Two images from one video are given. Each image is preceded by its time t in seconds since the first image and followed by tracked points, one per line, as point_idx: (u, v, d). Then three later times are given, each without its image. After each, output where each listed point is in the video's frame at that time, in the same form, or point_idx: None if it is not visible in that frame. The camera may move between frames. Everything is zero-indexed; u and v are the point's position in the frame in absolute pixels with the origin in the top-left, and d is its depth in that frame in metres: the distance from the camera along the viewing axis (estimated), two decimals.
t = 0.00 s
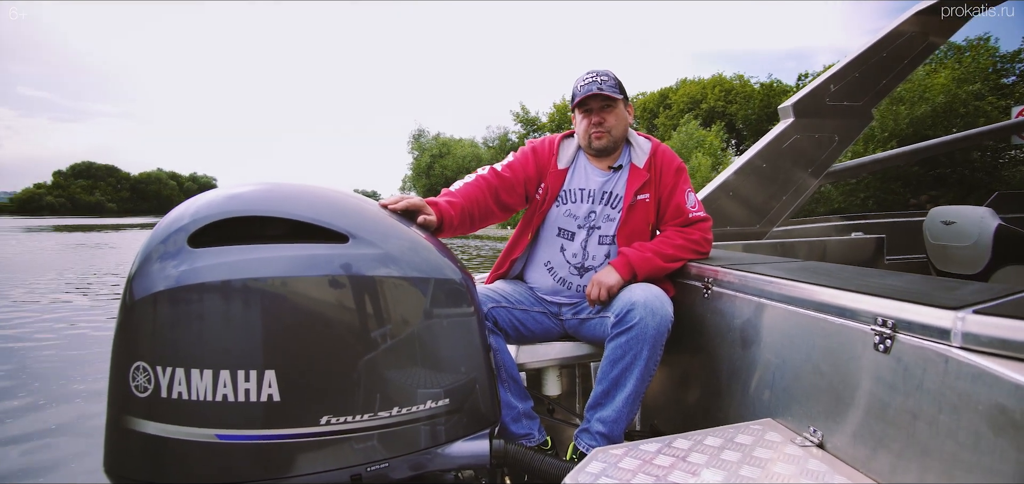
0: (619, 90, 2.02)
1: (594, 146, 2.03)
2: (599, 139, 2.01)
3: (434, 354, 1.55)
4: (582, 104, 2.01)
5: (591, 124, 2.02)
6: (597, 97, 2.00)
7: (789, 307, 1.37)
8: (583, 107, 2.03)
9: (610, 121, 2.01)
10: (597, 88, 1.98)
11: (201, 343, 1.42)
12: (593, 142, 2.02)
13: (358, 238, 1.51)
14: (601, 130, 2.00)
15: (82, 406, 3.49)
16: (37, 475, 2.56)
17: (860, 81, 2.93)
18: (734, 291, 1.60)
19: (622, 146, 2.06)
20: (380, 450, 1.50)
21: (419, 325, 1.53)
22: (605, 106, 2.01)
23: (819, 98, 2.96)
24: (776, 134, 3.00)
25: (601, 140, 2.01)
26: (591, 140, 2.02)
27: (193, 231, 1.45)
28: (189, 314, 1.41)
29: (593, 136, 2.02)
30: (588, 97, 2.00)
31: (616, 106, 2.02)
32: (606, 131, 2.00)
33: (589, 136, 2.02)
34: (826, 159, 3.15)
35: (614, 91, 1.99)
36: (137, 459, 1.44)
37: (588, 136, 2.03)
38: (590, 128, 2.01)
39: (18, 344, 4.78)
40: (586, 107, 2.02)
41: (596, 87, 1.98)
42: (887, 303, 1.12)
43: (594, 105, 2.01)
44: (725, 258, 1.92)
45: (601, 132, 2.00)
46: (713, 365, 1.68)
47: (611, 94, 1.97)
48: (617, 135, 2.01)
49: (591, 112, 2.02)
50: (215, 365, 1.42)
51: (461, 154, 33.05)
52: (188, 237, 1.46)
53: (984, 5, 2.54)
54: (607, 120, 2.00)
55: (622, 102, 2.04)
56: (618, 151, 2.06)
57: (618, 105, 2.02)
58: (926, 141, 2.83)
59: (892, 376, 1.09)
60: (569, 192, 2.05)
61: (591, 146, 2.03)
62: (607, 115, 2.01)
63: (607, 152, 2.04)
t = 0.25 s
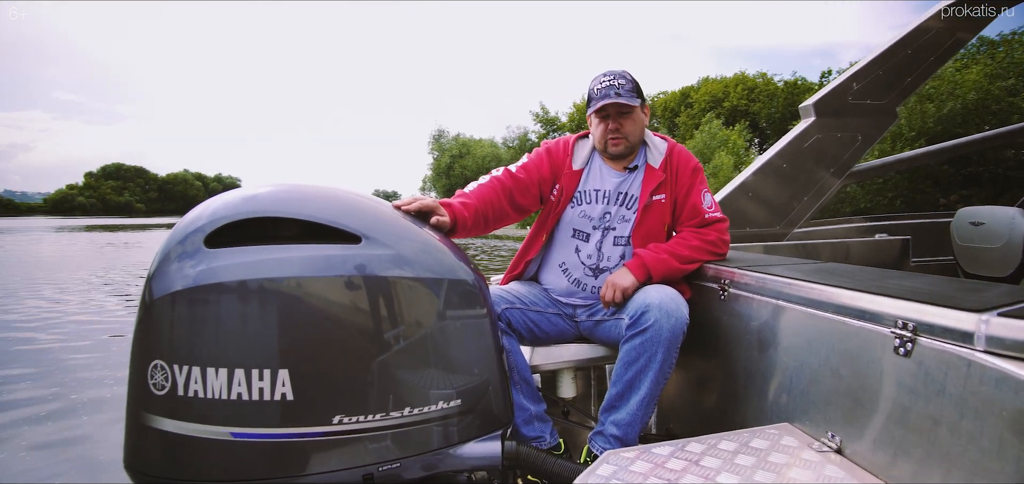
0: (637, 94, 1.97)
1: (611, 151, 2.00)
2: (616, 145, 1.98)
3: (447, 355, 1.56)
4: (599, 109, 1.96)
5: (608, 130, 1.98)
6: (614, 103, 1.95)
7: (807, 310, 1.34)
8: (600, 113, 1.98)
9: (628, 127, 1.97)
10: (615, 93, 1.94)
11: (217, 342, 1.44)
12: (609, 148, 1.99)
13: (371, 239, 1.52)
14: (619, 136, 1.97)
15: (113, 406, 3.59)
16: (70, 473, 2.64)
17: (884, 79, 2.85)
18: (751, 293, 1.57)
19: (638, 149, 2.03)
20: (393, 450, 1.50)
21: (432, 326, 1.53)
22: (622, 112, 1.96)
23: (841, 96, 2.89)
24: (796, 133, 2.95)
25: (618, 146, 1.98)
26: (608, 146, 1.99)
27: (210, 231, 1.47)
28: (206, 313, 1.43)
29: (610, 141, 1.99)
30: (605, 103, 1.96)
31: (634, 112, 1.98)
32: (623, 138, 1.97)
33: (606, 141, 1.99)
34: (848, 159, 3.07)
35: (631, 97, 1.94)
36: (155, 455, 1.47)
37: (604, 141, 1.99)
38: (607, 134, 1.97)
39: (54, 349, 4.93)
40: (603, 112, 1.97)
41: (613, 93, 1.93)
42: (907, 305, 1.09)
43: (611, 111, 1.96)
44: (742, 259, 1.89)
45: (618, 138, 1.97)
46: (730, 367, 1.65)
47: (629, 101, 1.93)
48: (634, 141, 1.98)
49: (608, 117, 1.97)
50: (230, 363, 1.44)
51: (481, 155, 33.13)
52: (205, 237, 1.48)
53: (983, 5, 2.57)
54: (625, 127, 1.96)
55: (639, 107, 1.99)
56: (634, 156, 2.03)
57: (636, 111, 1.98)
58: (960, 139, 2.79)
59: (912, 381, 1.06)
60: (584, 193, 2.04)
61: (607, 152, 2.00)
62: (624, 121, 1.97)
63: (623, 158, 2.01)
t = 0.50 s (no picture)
0: (647, 98, 1.93)
1: (620, 155, 1.99)
2: (625, 150, 1.96)
3: (455, 356, 1.56)
4: (609, 114, 1.93)
5: (617, 135, 1.95)
6: (624, 108, 1.91)
7: (815, 312, 1.32)
8: (609, 118, 1.95)
9: (637, 132, 1.94)
10: (625, 99, 1.90)
11: (227, 341, 1.46)
12: (618, 152, 1.98)
13: (378, 239, 1.52)
14: (628, 141, 1.95)
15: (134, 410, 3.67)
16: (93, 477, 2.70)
17: (899, 78, 2.80)
18: (760, 294, 1.55)
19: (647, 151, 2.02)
20: (400, 449, 1.51)
21: (440, 328, 1.54)
22: (632, 118, 1.93)
23: (854, 96, 2.86)
24: (810, 133, 2.90)
25: (628, 151, 1.97)
26: (617, 151, 1.97)
27: (221, 231, 1.49)
28: (217, 312, 1.45)
29: (619, 146, 1.97)
30: (614, 108, 1.92)
31: (644, 117, 1.94)
32: (633, 142, 1.95)
33: (615, 145, 1.98)
34: (863, 158, 3.01)
35: (642, 103, 1.91)
36: (167, 451, 1.49)
37: (613, 145, 1.98)
38: (616, 139, 1.95)
39: (78, 358, 5.03)
40: (612, 118, 1.94)
41: (623, 99, 1.89)
42: (916, 305, 1.08)
43: (621, 116, 1.93)
44: (752, 260, 1.88)
45: (627, 143, 1.95)
46: (738, 369, 1.64)
47: (639, 107, 1.89)
48: (643, 145, 1.97)
49: (617, 123, 1.94)
50: (239, 362, 1.46)
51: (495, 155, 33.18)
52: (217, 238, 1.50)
53: (983, 5, 2.54)
54: (634, 132, 1.94)
55: (649, 111, 1.96)
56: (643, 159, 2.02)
57: (646, 115, 1.95)
58: (982, 137, 2.75)
59: (921, 382, 1.05)
60: (592, 194, 2.03)
61: (616, 155, 1.99)
62: (634, 127, 1.94)
63: (632, 161, 2.00)
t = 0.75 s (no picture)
0: (650, 100, 1.92)
1: (622, 156, 1.98)
2: (627, 150, 1.96)
3: (456, 356, 1.56)
4: (612, 115, 1.92)
5: (620, 136, 1.94)
6: (627, 109, 1.90)
7: (818, 313, 1.31)
8: (612, 118, 1.94)
9: (641, 133, 1.93)
10: (628, 100, 1.89)
11: (228, 340, 1.46)
12: (620, 152, 1.97)
13: (379, 239, 1.52)
14: (630, 142, 1.94)
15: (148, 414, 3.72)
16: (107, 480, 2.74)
17: (909, 77, 2.77)
18: (763, 294, 1.54)
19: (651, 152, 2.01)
20: (401, 449, 1.51)
21: (441, 329, 1.54)
22: (635, 119, 1.92)
23: (863, 95, 2.83)
24: (818, 133, 2.87)
25: (630, 152, 1.96)
26: (620, 151, 1.96)
27: (224, 231, 1.50)
28: (220, 312, 1.46)
29: (621, 146, 1.96)
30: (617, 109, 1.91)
31: (647, 118, 1.93)
32: (635, 143, 1.94)
33: (618, 146, 1.96)
34: (872, 158, 2.97)
35: (645, 104, 1.89)
36: (168, 449, 1.50)
37: (615, 146, 1.97)
38: (619, 140, 1.94)
39: (92, 360, 5.09)
40: (615, 118, 1.93)
41: (626, 100, 1.88)
42: (919, 304, 1.06)
43: (624, 117, 1.92)
44: (757, 261, 1.86)
45: (630, 144, 1.94)
46: (742, 370, 1.62)
47: (643, 109, 1.88)
48: (646, 146, 1.96)
49: (620, 124, 1.93)
50: (241, 361, 1.47)
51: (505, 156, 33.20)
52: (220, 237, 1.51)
53: (983, 5, 2.53)
54: (637, 134, 1.93)
55: (652, 112, 1.94)
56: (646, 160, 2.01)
57: (649, 117, 1.93)
58: (996, 137, 2.73)
59: (924, 383, 1.03)
60: (596, 194, 2.02)
61: (619, 156, 1.98)
62: (637, 128, 1.92)
63: (634, 162, 1.99)
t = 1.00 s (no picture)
0: (647, 97, 1.89)
1: (620, 154, 1.96)
2: (625, 148, 1.93)
3: (452, 356, 1.55)
4: (608, 113, 1.89)
5: (617, 134, 1.92)
6: (623, 107, 1.88)
7: (818, 313, 1.28)
8: (609, 117, 1.91)
9: (638, 131, 1.91)
10: (624, 98, 1.86)
11: (222, 339, 1.45)
12: (618, 150, 1.95)
13: (373, 238, 1.51)
14: (628, 140, 1.92)
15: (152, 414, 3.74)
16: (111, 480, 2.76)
17: (914, 74, 2.73)
18: (763, 294, 1.51)
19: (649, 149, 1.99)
20: (396, 449, 1.50)
21: (437, 329, 1.52)
22: (632, 117, 1.89)
23: (867, 93, 2.78)
24: (822, 131, 2.84)
25: (628, 149, 1.94)
26: (617, 149, 1.94)
27: (219, 229, 1.49)
28: (214, 310, 1.45)
29: (619, 145, 1.94)
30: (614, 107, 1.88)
31: (644, 116, 1.91)
32: (632, 141, 1.92)
33: (615, 144, 1.94)
34: (877, 156, 2.93)
35: (641, 102, 1.86)
36: (162, 449, 1.50)
37: (613, 143, 1.95)
38: (616, 138, 1.92)
39: (98, 361, 5.11)
40: (612, 117, 1.91)
41: (622, 99, 1.85)
42: (920, 304, 1.04)
43: (621, 115, 1.89)
44: (758, 259, 1.84)
45: (627, 141, 1.92)
46: (743, 371, 1.60)
47: (638, 106, 1.85)
48: (644, 144, 1.93)
49: (617, 122, 1.90)
50: (233, 360, 1.46)
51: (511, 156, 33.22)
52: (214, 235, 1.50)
53: (983, 5, 2.51)
54: (634, 131, 1.90)
55: (649, 109, 1.92)
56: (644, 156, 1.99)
57: (646, 114, 1.91)
58: (1005, 134, 2.74)
59: (924, 384, 1.01)
60: (594, 192, 2.00)
61: (616, 153, 1.96)
62: (634, 126, 1.90)
63: (632, 159, 1.97)
